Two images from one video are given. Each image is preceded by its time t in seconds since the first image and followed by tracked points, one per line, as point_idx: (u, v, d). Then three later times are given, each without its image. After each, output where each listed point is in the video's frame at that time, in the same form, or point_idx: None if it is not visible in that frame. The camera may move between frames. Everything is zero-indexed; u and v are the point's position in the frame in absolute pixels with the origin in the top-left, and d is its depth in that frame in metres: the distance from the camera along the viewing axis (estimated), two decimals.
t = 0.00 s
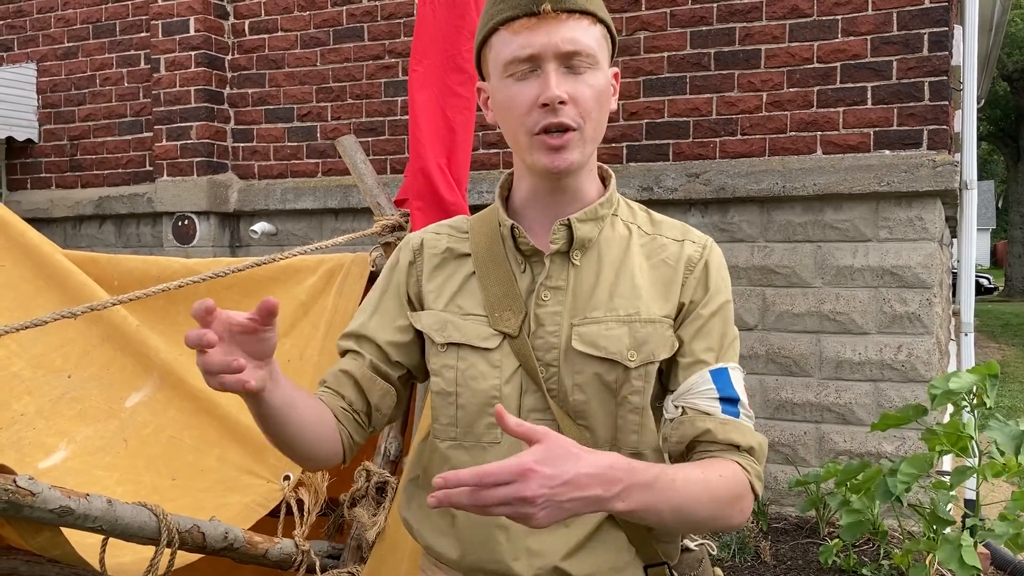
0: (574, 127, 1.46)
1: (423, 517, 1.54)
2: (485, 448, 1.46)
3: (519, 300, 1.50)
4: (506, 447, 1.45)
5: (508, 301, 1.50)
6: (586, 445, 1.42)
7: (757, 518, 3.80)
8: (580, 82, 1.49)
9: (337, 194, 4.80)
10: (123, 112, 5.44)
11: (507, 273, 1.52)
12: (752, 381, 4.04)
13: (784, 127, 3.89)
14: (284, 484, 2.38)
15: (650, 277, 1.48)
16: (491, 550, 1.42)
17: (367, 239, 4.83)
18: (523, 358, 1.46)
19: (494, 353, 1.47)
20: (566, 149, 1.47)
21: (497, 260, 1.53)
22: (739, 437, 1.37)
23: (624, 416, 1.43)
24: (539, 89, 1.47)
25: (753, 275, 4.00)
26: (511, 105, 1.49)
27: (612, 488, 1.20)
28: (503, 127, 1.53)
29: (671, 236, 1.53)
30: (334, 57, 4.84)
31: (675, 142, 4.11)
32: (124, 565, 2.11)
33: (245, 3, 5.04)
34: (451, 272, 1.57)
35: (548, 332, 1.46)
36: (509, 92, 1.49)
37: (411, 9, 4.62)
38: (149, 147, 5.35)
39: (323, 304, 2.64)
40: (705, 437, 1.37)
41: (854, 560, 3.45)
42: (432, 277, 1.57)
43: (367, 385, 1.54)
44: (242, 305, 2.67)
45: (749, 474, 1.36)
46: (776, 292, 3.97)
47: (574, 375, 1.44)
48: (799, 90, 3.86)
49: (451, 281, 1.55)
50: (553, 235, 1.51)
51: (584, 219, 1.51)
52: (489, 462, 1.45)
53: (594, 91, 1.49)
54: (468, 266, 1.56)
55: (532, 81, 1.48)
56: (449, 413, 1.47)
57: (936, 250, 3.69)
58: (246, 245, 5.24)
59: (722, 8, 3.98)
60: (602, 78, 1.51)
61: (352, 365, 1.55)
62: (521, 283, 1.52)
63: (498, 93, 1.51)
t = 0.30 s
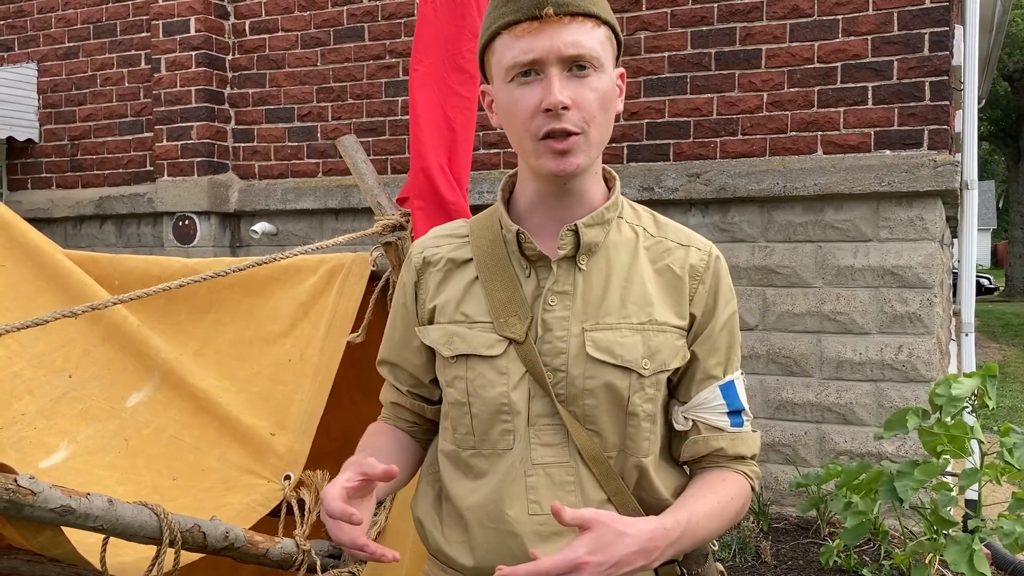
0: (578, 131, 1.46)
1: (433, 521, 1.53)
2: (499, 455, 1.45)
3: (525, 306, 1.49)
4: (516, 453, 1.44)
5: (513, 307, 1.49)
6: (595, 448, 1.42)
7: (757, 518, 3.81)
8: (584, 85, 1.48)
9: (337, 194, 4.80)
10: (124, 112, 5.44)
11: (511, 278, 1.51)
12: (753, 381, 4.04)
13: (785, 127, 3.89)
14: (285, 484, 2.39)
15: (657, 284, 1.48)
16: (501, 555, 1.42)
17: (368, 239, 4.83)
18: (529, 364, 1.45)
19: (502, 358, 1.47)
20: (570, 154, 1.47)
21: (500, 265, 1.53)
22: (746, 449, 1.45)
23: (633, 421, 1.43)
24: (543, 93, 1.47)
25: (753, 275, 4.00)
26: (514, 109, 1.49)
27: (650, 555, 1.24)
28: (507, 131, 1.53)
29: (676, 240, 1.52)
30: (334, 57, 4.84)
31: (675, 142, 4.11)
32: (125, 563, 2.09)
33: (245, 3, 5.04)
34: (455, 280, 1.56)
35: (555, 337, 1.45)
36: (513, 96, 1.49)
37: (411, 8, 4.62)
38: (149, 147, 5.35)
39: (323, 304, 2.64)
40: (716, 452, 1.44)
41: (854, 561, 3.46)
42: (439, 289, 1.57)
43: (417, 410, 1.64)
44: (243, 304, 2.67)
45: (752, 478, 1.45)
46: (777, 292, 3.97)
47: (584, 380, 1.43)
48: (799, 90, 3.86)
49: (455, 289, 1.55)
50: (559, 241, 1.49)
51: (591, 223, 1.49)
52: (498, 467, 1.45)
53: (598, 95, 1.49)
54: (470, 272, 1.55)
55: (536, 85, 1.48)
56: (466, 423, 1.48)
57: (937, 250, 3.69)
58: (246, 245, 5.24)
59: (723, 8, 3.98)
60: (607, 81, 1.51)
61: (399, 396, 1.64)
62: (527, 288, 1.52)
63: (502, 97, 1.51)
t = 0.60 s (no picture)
0: (585, 133, 1.46)
1: (439, 520, 1.53)
2: (506, 454, 1.45)
3: (533, 307, 1.49)
4: (522, 452, 1.45)
5: (520, 308, 1.49)
6: (601, 448, 1.42)
7: (758, 518, 3.81)
8: (593, 87, 1.48)
9: (338, 194, 4.80)
10: (124, 112, 5.44)
11: (519, 279, 1.52)
12: (753, 381, 4.04)
13: (785, 127, 3.89)
14: (285, 484, 2.39)
15: (663, 284, 1.48)
16: (508, 554, 1.42)
17: (368, 239, 4.84)
18: (537, 364, 1.46)
19: (509, 359, 1.47)
20: (576, 156, 1.47)
21: (508, 265, 1.53)
22: (748, 447, 1.41)
23: (639, 420, 1.43)
24: (551, 94, 1.47)
25: (753, 275, 4.01)
26: (523, 109, 1.49)
27: (650, 514, 1.24)
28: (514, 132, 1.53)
29: (682, 240, 1.52)
30: (334, 57, 4.84)
31: (675, 142, 4.11)
32: (126, 563, 2.10)
33: (245, 3, 5.04)
34: (463, 279, 1.56)
35: (563, 338, 1.46)
36: (521, 96, 1.49)
37: (411, 8, 4.62)
38: (149, 147, 5.35)
39: (323, 304, 2.64)
40: (716, 447, 1.41)
41: (855, 561, 3.46)
42: (445, 287, 1.57)
43: (411, 409, 1.61)
44: (244, 304, 2.67)
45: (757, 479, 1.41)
46: (777, 292, 3.97)
47: (590, 381, 1.44)
48: (800, 90, 3.86)
49: (463, 288, 1.55)
50: (567, 243, 1.50)
51: (598, 226, 1.50)
52: (506, 468, 1.45)
53: (607, 97, 1.49)
54: (479, 272, 1.56)
55: (544, 86, 1.48)
56: (469, 421, 1.48)
57: (937, 250, 3.69)
58: (246, 245, 5.24)
59: (723, 8, 3.98)
60: (616, 85, 1.51)
61: (394, 392, 1.60)
62: (534, 289, 1.52)
63: (511, 96, 1.51)
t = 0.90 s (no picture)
0: (589, 130, 1.46)
1: (437, 519, 1.52)
2: (502, 451, 1.45)
3: (534, 305, 1.49)
4: (520, 449, 1.45)
5: (521, 305, 1.49)
6: (599, 445, 1.42)
7: (758, 518, 3.81)
8: (599, 87, 1.48)
9: (337, 194, 4.80)
10: (124, 112, 5.44)
11: (521, 277, 1.52)
12: (753, 381, 4.04)
13: (785, 127, 3.89)
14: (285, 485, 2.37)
15: (664, 283, 1.48)
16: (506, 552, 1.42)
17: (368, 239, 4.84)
18: (537, 361, 1.46)
19: (508, 356, 1.47)
20: (579, 152, 1.47)
21: (510, 263, 1.53)
22: (737, 445, 1.38)
23: (637, 418, 1.42)
24: (558, 90, 1.47)
25: (753, 275, 4.00)
26: (529, 103, 1.49)
27: (622, 547, 1.18)
28: (520, 127, 1.53)
29: (684, 242, 1.53)
30: (334, 57, 4.83)
31: (675, 142, 4.11)
32: (126, 564, 2.10)
33: (245, 3, 5.04)
34: (465, 276, 1.57)
35: (563, 336, 1.46)
36: (528, 90, 1.50)
37: (411, 8, 4.62)
38: (149, 147, 5.34)
39: (323, 305, 2.63)
40: (703, 443, 1.39)
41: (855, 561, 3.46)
42: (447, 283, 1.57)
43: (403, 406, 1.58)
44: (244, 304, 2.65)
45: (746, 480, 1.36)
46: (777, 292, 3.97)
47: (589, 378, 1.44)
48: (800, 90, 3.86)
49: (466, 285, 1.56)
50: (569, 240, 1.49)
51: (600, 224, 1.49)
52: (504, 465, 1.45)
53: (612, 97, 1.49)
54: (482, 268, 1.56)
55: (552, 82, 1.49)
56: (466, 417, 1.48)
57: (937, 250, 3.69)
58: (246, 245, 5.23)
59: (723, 8, 3.98)
60: (623, 86, 1.51)
61: (389, 388, 1.59)
62: (536, 287, 1.52)
63: (518, 91, 1.52)
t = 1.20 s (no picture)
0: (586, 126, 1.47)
1: (437, 515, 1.52)
2: (500, 445, 1.45)
3: (532, 298, 1.50)
4: (518, 443, 1.44)
5: (519, 299, 1.50)
6: (597, 439, 1.42)
7: (758, 519, 3.81)
8: (598, 84, 1.49)
9: (337, 194, 4.80)
10: (123, 112, 5.44)
11: (519, 271, 1.52)
12: (752, 381, 4.04)
13: (785, 127, 3.89)
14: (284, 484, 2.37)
15: (660, 278, 1.47)
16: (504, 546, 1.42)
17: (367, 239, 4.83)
18: (535, 355, 1.46)
19: (505, 351, 1.47)
20: (576, 147, 1.47)
21: (509, 257, 1.54)
22: (726, 436, 1.35)
23: (634, 411, 1.42)
24: (557, 87, 1.48)
25: (753, 275, 4.00)
26: (528, 99, 1.50)
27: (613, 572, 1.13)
28: (519, 123, 1.53)
29: (680, 237, 1.52)
30: (334, 57, 4.83)
31: (675, 142, 4.11)
32: (125, 564, 2.11)
33: (245, 3, 5.04)
34: (464, 271, 1.58)
35: (560, 330, 1.46)
36: (528, 86, 1.50)
37: (411, 8, 4.62)
38: (149, 147, 5.34)
39: (323, 305, 2.62)
40: (690, 434, 1.35)
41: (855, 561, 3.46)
42: (446, 278, 1.58)
43: (397, 400, 1.58)
44: (243, 304, 2.64)
45: (735, 472, 1.33)
46: (776, 292, 3.97)
47: (586, 371, 1.44)
48: (800, 90, 3.85)
49: (464, 279, 1.56)
50: (565, 234, 1.50)
51: (596, 218, 1.49)
52: (502, 460, 1.45)
53: (610, 95, 1.49)
54: (481, 264, 1.57)
55: (551, 78, 1.49)
56: (461, 410, 1.48)
57: (936, 250, 3.69)
58: (246, 245, 5.23)
59: (723, 8, 3.98)
60: (621, 84, 1.51)
61: (383, 380, 1.58)
62: (533, 281, 1.52)
63: (518, 87, 1.52)
